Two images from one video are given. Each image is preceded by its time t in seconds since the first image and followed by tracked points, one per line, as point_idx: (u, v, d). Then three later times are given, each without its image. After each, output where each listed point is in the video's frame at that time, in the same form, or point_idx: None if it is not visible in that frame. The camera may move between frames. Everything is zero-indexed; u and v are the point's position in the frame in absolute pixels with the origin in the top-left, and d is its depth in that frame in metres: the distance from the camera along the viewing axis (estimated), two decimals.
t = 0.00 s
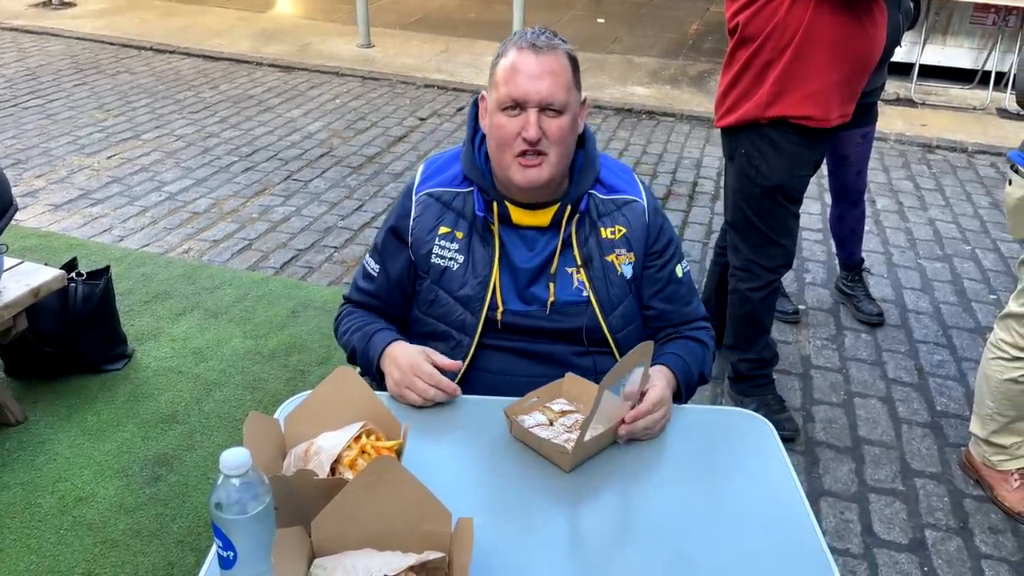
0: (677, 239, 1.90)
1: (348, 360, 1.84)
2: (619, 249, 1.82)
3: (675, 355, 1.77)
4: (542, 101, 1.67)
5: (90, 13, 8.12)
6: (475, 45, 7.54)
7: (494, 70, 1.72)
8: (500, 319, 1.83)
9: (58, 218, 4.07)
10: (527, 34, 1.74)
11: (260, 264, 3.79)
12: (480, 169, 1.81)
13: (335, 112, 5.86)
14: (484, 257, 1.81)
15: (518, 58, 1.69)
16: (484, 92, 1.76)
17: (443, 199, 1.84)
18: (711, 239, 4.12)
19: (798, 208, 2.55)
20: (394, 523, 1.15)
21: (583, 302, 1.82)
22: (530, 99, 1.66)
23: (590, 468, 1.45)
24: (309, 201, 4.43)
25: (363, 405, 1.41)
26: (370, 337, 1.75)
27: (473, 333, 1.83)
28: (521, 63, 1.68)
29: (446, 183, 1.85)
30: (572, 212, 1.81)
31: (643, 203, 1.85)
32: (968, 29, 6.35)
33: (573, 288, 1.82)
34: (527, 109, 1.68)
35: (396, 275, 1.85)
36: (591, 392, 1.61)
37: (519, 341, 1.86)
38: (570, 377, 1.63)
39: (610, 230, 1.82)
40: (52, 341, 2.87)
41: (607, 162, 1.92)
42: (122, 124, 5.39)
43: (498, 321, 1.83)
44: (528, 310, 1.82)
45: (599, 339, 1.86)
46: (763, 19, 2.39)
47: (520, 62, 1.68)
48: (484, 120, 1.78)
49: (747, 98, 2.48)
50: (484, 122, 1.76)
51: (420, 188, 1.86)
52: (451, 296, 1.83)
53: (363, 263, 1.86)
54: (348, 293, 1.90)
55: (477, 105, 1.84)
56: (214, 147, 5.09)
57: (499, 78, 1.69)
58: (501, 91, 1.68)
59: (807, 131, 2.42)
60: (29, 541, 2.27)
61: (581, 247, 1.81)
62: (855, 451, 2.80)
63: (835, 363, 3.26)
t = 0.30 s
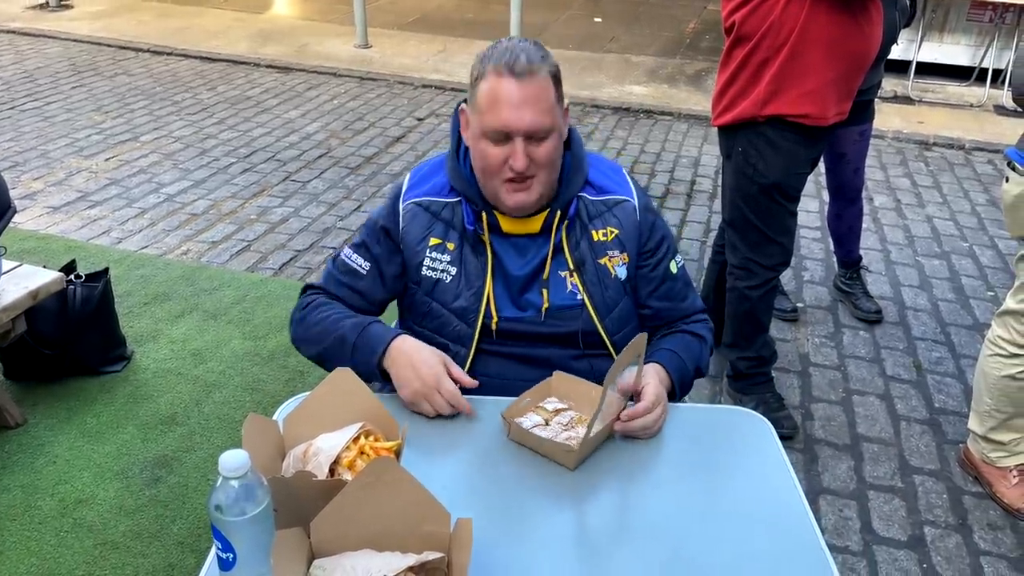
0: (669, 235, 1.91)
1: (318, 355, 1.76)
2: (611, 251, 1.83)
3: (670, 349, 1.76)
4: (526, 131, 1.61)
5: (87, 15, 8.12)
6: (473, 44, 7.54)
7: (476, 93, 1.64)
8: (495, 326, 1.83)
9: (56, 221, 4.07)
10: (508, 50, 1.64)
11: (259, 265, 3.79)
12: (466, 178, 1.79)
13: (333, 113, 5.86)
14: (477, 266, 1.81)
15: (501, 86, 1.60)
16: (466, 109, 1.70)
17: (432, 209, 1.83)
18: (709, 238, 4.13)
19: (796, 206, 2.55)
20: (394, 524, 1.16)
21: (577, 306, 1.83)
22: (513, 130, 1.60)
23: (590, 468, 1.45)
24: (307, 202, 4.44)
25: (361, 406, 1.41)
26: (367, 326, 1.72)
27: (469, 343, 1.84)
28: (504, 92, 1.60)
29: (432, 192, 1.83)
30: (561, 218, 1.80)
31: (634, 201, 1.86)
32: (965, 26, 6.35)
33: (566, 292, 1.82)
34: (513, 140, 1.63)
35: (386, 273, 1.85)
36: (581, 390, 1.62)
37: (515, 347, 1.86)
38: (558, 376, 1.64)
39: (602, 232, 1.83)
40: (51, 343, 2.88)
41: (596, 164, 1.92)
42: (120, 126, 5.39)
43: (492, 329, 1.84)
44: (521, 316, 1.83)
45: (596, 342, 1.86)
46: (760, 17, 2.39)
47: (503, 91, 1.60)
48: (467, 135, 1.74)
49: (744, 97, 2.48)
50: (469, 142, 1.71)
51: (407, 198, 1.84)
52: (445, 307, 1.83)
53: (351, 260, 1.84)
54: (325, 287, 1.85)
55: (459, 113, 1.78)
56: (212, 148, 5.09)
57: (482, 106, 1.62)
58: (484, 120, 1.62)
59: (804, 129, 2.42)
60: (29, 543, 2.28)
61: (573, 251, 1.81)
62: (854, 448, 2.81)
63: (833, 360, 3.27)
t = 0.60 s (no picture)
0: (659, 238, 1.91)
1: (309, 371, 1.67)
2: (604, 264, 1.81)
3: (662, 346, 1.78)
4: (526, 201, 1.55)
5: (86, 15, 8.11)
6: (472, 44, 7.55)
7: (473, 156, 1.55)
8: (483, 343, 1.78)
9: (56, 221, 4.07)
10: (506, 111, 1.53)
11: (258, 265, 3.79)
12: (454, 196, 1.74)
13: (332, 113, 5.86)
14: (466, 287, 1.76)
15: (499, 158, 1.51)
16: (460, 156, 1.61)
17: (418, 226, 1.78)
18: (708, 237, 4.13)
19: (794, 204, 2.55)
20: (393, 523, 1.15)
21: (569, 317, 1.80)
22: (513, 200, 1.54)
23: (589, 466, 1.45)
24: (306, 202, 4.44)
25: (360, 406, 1.42)
26: (369, 341, 1.65)
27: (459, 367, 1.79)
28: (504, 165, 1.51)
29: (418, 210, 1.79)
30: (549, 236, 1.78)
31: (625, 211, 1.84)
32: (964, 24, 6.35)
33: (556, 304, 1.79)
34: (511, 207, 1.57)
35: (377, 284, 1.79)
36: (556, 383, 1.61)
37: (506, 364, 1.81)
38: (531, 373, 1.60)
39: (593, 246, 1.81)
40: (51, 345, 2.87)
41: (582, 173, 1.90)
42: (119, 126, 5.39)
43: (482, 348, 1.79)
44: (511, 331, 1.79)
45: (590, 352, 1.84)
46: (757, 16, 2.39)
47: (503, 164, 1.51)
48: (460, 177, 1.66)
49: (742, 96, 2.48)
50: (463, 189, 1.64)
51: (391, 214, 1.78)
52: (436, 330, 1.78)
53: (338, 272, 1.76)
54: (309, 299, 1.76)
55: (451, 147, 1.68)
56: (211, 149, 5.09)
57: (480, 173, 1.54)
58: (482, 185, 1.55)
59: (802, 127, 2.42)
60: (29, 545, 2.27)
61: (564, 266, 1.79)
62: (854, 446, 2.81)
63: (832, 359, 3.27)
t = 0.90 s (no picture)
0: (664, 244, 1.91)
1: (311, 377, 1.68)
2: (610, 273, 1.81)
3: (659, 345, 1.79)
4: (534, 223, 1.55)
5: (85, 15, 8.11)
6: (471, 43, 7.54)
7: (485, 174, 1.54)
8: (486, 349, 1.77)
9: (55, 221, 4.06)
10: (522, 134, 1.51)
11: (257, 265, 3.79)
12: (459, 207, 1.72)
13: (331, 112, 5.86)
14: (470, 297, 1.75)
15: (512, 181, 1.50)
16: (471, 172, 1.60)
17: (423, 236, 1.76)
18: (707, 235, 4.13)
19: (793, 203, 2.55)
20: (391, 520, 1.15)
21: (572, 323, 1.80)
22: (522, 221, 1.54)
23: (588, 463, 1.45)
24: (305, 201, 4.44)
25: (358, 404, 1.42)
26: (369, 346, 1.66)
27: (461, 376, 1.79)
28: (515, 189, 1.50)
29: (422, 219, 1.77)
30: (555, 247, 1.76)
31: (631, 220, 1.84)
32: (963, 23, 6.36)
33: (561, 311, 1.79)
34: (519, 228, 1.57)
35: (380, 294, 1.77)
36: (545, 381, 1.61)
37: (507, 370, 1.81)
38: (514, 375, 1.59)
39: (600, 255, 1.80)
40: (50, 344, 2.87)
41: (589, 181, 1.89)
42: (117, 126, 5.39)
43: (484, 353, 1.78)
44: (514, 337, 1.78)
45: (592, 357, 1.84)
46: (756, 14, 2.39)
47: (515, 187, 1.51)
48: (468, 189, 1.65)
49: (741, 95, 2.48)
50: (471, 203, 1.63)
51: (395, 224, 1.76)
52: (438, 340, 1.77)
53: (339, 281, 1.75)
54: (309, 307, 1.76)
55: (461, 159, 1.66)
56: (210, 148, 5.09)
57: (491, 192, 1.53)
58: (492, 204, 1.54)
59: (800, 126, 2.42)
60: (29, 544, 2.27)
61: (569, 275, 1.79)
62: (853, 445, 2.81)
63: (832, 358, 3.27)
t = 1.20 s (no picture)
0: (679, 253, 1.89)
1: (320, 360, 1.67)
2: (625, 278, 1.81)
3: (661, 349, 1.78)
4: (553, 225, 1.55)
5: (84, 15, 8.10)
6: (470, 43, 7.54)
7: (511, 171, 1.54)
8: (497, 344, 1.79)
9: (54, 221, 4.06)
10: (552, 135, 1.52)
11: (256, 265, 3.79)
12: (480, 203, 1.74)
13: (330, 112, 5.86)
14: (484, 291, 1.77)
15: (536, 181, 1.51)
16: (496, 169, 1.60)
17: (443, 228, 1.77)
18: (707, 234, 4.13)
19: (792, 202, 2.55)
20: (390, 520, 1.16)
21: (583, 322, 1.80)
22: (541, 223, 1.54)
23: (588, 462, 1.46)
24: (304, 201, 4.44)
25: (356, 402, 1.41)
26: (373, 329, 1.63)
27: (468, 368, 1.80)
28: (539, 190, 1.51)
29: (445, 212, 1.78)
30: (573, 249, 1.76)
31: (649, 226, 1.82)
32: (962, 22, 6.36)
33: (573, 311, 1.79)
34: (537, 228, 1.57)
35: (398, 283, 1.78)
36: (544, 378, 1.61)
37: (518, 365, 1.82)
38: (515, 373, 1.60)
39: (616, 259, 1.79)
40: (49, 344, 2.87)
41: (611, 184, 1.89)
42: (116, 126, 5.39)
43: (494, 347, 1.79)
44: (524, 334, 1.79)
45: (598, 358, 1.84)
46: (756, 12, 2.39)
47: (539, 188, 1.51)
48: (491, 185, 1.66)
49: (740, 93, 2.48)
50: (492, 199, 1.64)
51: (417, 215, 1.78)
52: (448, 332, 1.79)
53: (358, 267, 1.75)
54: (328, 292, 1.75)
55: (488, 155, 1.67)
56: (209, 148, 5.09)
57: (514, 191, 1.54)
58: (513, 203, 1.55)
59: (799, 125, 2.42)
60: (28, 544, 2.27)
61: (582, 277, 1.78)
62: (852, 443, 2.81)
63: (831, 356, 3.27)
